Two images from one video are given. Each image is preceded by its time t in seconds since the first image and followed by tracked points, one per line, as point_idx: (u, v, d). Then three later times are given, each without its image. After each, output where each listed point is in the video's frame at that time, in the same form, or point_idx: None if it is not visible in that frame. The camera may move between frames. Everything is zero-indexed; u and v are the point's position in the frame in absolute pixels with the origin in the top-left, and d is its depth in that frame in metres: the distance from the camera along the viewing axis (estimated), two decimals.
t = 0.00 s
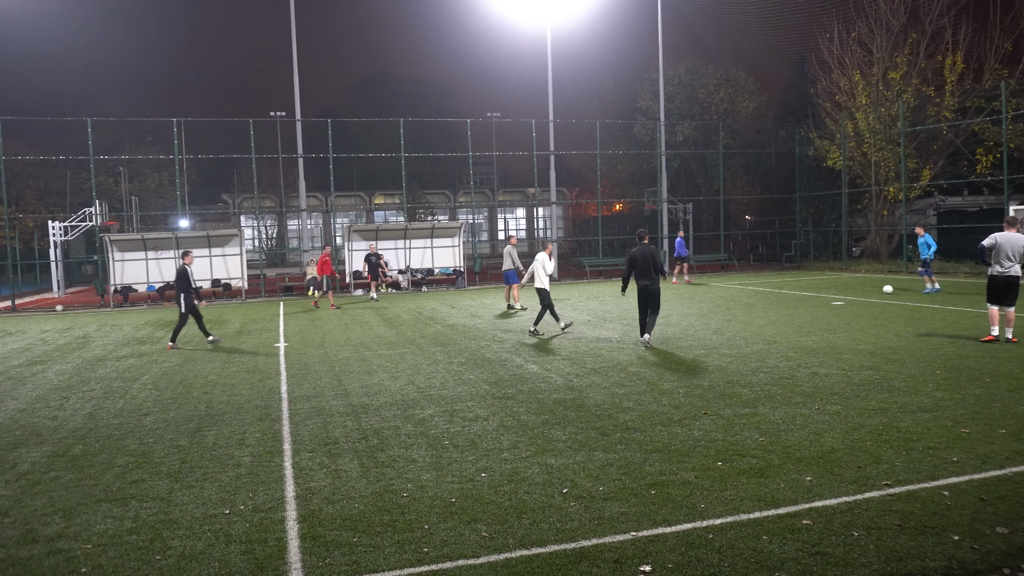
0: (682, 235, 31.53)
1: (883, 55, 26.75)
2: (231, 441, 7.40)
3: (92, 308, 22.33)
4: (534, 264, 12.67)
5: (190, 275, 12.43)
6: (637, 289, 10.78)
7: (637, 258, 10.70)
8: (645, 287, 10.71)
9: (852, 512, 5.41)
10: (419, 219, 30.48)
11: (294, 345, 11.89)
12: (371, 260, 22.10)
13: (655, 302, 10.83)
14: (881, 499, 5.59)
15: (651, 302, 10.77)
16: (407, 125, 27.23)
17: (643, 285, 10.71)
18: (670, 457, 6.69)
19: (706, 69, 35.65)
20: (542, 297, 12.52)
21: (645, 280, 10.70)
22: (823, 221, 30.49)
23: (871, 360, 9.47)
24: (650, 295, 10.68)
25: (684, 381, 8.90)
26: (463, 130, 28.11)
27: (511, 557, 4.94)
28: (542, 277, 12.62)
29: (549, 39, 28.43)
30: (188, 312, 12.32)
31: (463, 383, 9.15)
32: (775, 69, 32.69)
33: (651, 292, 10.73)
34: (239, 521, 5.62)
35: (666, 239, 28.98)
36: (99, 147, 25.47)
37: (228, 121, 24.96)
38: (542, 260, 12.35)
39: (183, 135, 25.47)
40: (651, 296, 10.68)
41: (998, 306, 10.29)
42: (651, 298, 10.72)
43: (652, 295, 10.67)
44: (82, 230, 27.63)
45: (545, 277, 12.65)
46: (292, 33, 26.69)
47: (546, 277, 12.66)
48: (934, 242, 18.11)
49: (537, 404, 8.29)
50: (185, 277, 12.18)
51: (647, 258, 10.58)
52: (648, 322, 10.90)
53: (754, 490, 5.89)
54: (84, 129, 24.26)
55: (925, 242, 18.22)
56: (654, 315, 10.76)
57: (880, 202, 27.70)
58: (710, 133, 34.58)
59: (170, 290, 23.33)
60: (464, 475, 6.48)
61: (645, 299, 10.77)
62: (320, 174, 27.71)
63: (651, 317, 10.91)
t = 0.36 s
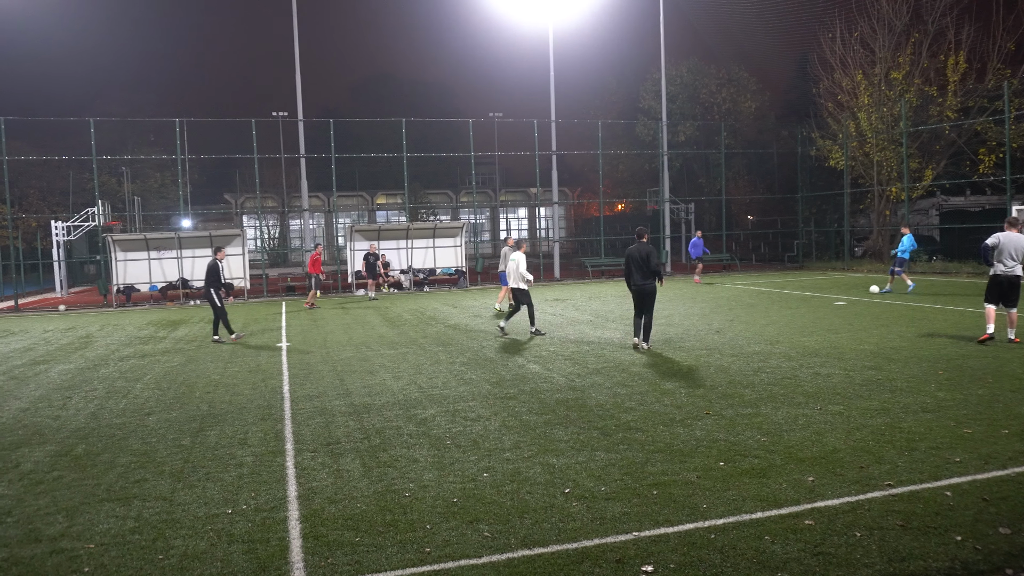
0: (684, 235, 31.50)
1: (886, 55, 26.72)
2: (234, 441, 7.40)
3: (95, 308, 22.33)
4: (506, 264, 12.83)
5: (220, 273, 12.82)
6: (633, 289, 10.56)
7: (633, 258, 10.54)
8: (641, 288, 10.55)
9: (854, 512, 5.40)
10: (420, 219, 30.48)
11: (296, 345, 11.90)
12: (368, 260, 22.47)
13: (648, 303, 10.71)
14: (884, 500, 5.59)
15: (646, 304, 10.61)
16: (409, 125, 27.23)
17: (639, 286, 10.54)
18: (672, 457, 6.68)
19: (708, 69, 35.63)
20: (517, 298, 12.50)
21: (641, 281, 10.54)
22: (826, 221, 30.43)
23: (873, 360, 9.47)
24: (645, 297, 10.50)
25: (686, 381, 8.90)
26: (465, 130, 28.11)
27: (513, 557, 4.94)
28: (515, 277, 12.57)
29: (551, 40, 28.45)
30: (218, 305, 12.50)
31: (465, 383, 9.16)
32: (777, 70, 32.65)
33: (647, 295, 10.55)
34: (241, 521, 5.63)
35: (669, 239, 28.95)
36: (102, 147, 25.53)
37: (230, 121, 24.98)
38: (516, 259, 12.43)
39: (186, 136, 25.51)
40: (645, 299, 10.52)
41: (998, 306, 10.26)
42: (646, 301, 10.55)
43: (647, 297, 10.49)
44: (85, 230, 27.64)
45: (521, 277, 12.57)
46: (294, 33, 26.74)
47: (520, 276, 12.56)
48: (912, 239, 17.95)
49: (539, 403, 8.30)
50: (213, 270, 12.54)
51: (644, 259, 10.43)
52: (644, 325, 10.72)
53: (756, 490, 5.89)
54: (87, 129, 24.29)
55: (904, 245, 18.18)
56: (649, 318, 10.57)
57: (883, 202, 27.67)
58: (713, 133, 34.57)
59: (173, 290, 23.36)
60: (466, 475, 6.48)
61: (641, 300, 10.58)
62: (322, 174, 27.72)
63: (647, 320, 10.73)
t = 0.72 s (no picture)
0: (700, 235, 31.32)
1: (905, 54, 26.44)
2: (250, 440, 7.44)
3: (114, 307, 22.55)
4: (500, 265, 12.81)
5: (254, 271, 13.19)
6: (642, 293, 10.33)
7: (640, 262, 10.36)
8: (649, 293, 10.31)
9: (873, 516, 5.35)
10: (436, 219, 30.55)
11: (313, 344, 11.97)
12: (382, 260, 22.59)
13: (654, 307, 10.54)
14: (903, 503, 5.54)
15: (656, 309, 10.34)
16: (425, 125, 27.28)
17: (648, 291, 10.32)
18: (688, 459, 6.65)
19: (724, 68, 35.44)
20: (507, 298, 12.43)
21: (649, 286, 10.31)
22: (843, 221, 30.18)
23: (892, 362, 9.38)
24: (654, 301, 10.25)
25: (703, 382, 8.85)
26: (482, 131, 28.12)
27: (529, 557, 4.94)
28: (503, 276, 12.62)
29: (567, 40, 28.41)
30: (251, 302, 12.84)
31: (480, 384, 9.16)
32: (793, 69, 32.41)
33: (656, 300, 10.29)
34: (258, 519, 5.66)
35: (684, 239, 28.80)
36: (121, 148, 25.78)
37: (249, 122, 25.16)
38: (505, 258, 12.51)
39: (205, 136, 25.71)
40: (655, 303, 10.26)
41: (1021, 310, 10.12)
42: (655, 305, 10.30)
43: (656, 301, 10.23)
44: (105, 230, 27.92)
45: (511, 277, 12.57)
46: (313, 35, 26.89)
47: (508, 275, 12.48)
48: (919, 241, 17.72)
49: (554, 404, 8.29)
50: (247, 269, 12.88)
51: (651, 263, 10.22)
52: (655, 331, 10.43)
53: (773, 492, 5.86)
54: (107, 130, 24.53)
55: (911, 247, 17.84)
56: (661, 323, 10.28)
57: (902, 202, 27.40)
58: (729, 133, 34.38)
59: (191, 290, 23.53)
60: (482, 475, 6.48)
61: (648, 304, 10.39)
62: (338, 174, 27.84)
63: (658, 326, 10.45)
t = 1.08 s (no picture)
0: (713, 236, 31.16)
1: (923, 53, 26.31)
2: (265, 439, 7.49)
3: (131, 306, 22.74)
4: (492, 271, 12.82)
5: (275, 269, 13.55)
6: (666, 297, 9.72)
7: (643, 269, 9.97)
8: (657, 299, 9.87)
9: (888, 518, 5.31)
10: (450, 219, 30.62)
11: (328, 344, 12.03)
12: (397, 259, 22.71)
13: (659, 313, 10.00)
14: (919, 505, 5.49)
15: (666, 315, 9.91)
16: (440, 125, 27.34)
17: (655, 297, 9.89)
18: (702, 460, 6.62)
19: (739, 68, 35.28)
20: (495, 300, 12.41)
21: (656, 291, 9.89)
22: (859, 221, 29.93)
23: (908, 363, 9.31)
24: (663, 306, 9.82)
25: (717, 383, 8.82)
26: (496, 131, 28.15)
27: (541, 558, 4.93)
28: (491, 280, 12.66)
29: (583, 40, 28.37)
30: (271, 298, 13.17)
31: (494, 383, 9.17)
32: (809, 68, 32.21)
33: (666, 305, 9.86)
34: (273, 517, 5.70)
35: (699, 239, 28.66)
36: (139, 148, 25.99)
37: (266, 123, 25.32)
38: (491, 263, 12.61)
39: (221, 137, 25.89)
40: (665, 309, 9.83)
41: None
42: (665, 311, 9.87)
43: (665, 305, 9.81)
44: (122, 229, 28.17)
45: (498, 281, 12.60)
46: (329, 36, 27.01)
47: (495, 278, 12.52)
48: (947, 238, 17.57)
49: (567, 404, 8.28)
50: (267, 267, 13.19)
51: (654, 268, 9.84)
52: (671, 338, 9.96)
53: (787, 493, 5.82)
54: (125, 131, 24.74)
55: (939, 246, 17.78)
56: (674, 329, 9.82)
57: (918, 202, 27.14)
58: (744, 132, 34.22)
59: (207, 289, 23.60)
60: (494, 475, 6.48)
61: (664, 309, 9.82)
62: (353, 174, 27.97)
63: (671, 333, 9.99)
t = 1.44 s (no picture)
0: (719, 236, 31.11)
1: (930, 52, 26.15)
2: (270, 438, 7.50)
3: (138, 306, 22.83)
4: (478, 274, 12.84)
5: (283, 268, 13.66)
6: (646, 303, 9.43)
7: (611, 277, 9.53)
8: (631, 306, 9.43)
9: (895, 519, 5.29)
10: (456, 219, 30.64)
11: (333, 343, 12.06)
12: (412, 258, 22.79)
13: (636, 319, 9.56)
14: (926, 507, 5.46)
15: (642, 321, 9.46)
16: (446, 125, 27.37)
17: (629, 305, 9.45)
18: (708, 460, 6.61)
19: (746, 67, 35.23)
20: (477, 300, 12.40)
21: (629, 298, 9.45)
22: (866, 221, 29.84)
23: (915, 363, 9.28)
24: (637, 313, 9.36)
25: (723, 383, 8.81)
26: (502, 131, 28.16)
27: (546, 558, 4.93)
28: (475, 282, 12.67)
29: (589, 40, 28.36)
30: (281, 295, 13.21)
31: (499, 383, 9.17)
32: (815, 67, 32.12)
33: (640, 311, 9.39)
34: (278, 517, 5.71)
35: (705, 239, 28.60)
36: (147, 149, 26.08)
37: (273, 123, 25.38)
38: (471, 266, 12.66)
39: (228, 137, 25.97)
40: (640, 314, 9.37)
41: None
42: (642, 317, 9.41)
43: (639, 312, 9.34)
44: (129, 229, 28.28)
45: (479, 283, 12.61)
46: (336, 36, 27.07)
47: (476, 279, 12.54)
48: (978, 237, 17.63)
49: (573, 404, 8.28)
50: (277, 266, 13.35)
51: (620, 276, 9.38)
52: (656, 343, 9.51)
53: (794, 494, 5.81)
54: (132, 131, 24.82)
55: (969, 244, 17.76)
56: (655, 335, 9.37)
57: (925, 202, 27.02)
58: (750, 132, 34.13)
59: (214, 290, 23.46)
60: (499, 475, 6.47)
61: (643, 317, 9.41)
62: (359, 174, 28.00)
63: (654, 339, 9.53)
